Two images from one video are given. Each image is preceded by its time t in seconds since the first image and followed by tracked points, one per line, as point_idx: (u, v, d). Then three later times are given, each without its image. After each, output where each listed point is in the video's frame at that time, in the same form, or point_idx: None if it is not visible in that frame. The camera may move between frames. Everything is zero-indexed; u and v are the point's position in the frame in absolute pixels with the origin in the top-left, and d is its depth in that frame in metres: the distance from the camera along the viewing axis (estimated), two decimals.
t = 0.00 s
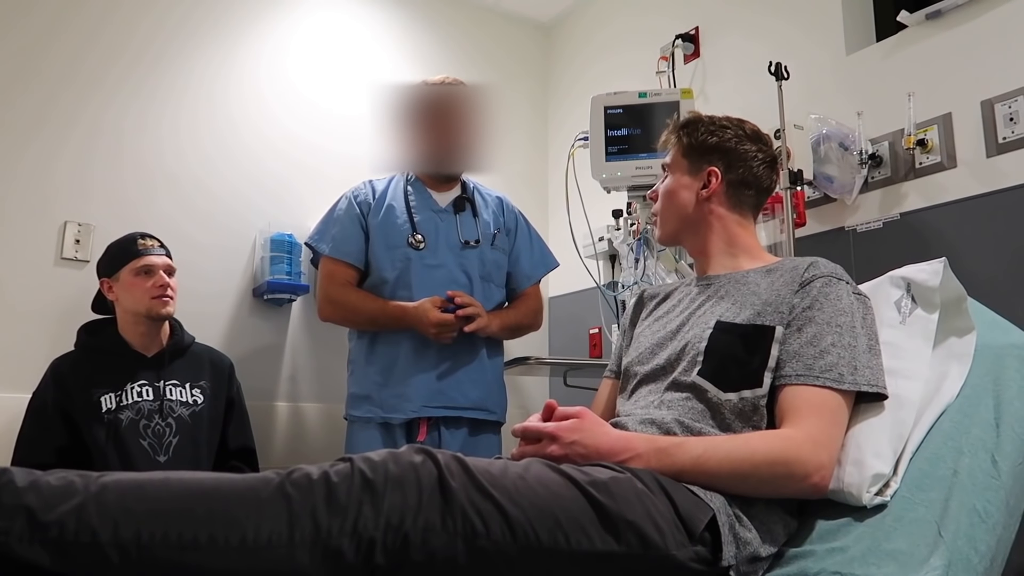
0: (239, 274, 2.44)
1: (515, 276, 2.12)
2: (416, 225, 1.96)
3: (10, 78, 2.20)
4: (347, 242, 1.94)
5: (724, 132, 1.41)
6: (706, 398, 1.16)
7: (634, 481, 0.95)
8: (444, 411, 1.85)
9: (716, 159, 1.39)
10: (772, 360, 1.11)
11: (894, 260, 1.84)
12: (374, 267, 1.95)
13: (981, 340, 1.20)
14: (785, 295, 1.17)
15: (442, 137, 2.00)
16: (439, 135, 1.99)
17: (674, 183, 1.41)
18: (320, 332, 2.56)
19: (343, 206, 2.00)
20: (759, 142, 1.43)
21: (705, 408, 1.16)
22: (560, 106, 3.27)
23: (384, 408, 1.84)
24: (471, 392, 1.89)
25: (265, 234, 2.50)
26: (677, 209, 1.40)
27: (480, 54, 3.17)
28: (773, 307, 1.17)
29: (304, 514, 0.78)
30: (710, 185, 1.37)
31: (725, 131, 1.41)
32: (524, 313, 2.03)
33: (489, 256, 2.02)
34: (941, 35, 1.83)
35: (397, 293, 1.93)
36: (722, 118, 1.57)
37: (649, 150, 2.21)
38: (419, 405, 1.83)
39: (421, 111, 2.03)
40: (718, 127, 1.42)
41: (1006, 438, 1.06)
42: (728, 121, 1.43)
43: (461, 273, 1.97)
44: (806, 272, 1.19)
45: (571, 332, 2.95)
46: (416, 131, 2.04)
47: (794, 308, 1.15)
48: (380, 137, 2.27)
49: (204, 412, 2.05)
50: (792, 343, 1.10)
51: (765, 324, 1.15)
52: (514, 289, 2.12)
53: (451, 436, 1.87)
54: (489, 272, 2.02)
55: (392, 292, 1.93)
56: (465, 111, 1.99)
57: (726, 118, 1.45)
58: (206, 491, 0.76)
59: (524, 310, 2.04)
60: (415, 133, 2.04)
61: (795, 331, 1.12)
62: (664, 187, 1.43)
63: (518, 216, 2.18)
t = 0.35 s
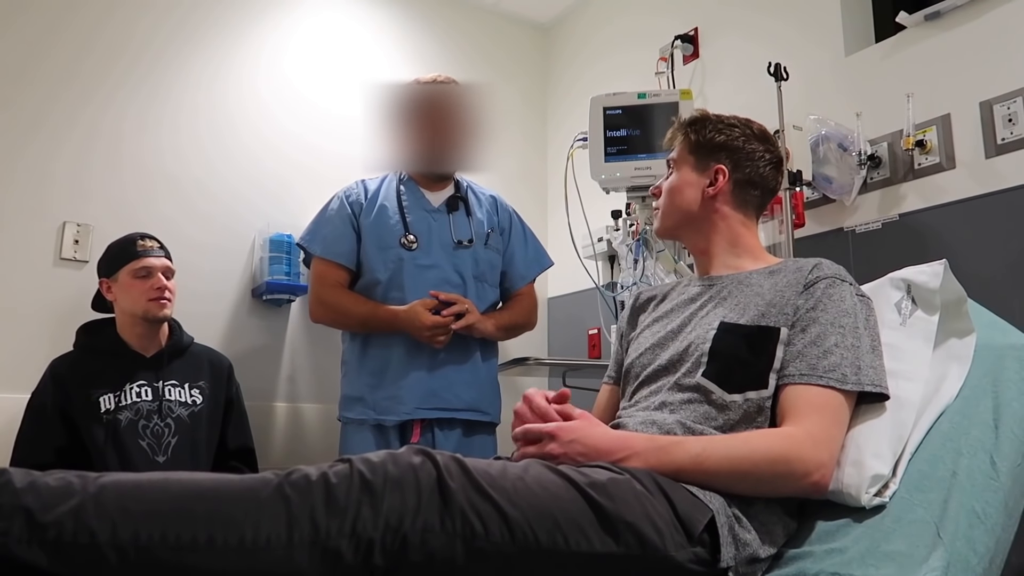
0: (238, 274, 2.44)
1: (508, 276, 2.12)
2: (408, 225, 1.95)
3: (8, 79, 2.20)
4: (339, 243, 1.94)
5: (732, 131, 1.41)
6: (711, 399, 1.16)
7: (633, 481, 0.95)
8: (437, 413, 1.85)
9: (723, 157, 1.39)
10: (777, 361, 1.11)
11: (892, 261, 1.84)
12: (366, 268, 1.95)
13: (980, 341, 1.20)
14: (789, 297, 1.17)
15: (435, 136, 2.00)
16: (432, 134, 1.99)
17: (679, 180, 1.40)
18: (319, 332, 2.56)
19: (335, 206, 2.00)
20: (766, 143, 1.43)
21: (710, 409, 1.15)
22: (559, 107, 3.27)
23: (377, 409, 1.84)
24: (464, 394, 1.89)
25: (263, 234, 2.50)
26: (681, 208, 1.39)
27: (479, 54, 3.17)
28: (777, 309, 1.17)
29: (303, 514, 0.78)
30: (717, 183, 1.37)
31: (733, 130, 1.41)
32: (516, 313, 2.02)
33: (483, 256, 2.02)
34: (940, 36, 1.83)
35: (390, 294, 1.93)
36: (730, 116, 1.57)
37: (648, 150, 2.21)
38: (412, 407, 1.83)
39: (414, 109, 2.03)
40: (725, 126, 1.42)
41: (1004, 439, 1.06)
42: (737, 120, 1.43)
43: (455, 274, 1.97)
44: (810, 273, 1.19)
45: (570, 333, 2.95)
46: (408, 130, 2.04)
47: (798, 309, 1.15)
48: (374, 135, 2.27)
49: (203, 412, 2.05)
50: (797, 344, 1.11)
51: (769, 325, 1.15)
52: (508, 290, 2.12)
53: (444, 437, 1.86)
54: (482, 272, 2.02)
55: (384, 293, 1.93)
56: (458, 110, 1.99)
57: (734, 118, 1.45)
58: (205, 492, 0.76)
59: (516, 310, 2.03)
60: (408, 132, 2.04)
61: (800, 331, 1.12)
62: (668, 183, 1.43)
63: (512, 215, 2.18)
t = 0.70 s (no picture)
0: (237, 274, 2.43)
1: (496, 275, 2.09)
2: (393, 226, 1.94)
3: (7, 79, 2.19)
4: (323, 244, 1.93)
5: (734, 134, 1.41)
6: (710, 398, 1.15)
7: (631, 481, 0.95)
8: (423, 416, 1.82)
9: (726, 160, 1.39)
10: (775, 359, 1.11)
11: (892, 261, 1.84)
12: (350, 270, 1.93)
13: (979, 341, 1.20)
14: (787, 295, 1.17)
15: (422, 133, 2.00)
16: (417, 129, 2.00)
17: (681, 182, 1.40)
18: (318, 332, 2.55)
19: (319, 205, 2.00)
20: (769, 145, 1.43)
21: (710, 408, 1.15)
22: (559, 107, 3.27)
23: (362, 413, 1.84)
24: (451, 397, 1.86)
25: (262, 234, 2.50)
26: (682, 209, 1.39)
27: (479, 54, 3.17)
28: (776, 308, 1.17)
29: (301, 514, 0.78)
30: (720, 188, 1.37)
31: (735, 133, 1.41)
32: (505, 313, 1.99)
33: (470, 256, 2.00)
34: (939, 37, 1.83)
35: (375, 296, 1.91)
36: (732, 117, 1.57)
37: (648, 151, 2.21)
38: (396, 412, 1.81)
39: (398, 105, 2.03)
40: (725, 129, 1.41)
41: (1003, 439, 1.06)
42: (738, 121, 1.43)
43: (441, 274, 1.95)
44: (808, 271, 1.19)
45: (570, 334, 2.95)
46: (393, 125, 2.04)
47: (796, 308, 1.15)
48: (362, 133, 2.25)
49: (202, 412, 2.05)
50: (795, 342, 1.11)
51: (767, 324, 1.15)
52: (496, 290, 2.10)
53: (434, 435, 1.84)
54: (469, 271, 2.00)
55: (369, 294, 1.91)
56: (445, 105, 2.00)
57: (735, 118, 1.45)
58: (203, 491, 0.76)
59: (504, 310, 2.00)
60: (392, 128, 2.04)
61: (798, 330, 1.12)
62: (669, 186, 1.42)
63: (501, 213, 2.15)
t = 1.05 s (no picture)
0: (236, 275, 2.43)
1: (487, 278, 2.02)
2: (382, 231, 1.87)
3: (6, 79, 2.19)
4: (309, 249, 1.86)
5: (737, 135, 1.41)
6: (710, 398, 1.15)
7: (629, 481, 0.95)
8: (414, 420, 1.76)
9: (729, 160, 1.39)
10: (775, 358, 1.11)
11: (891, 262, 1.84)
12: (338, 276, 1.86)
13: (978, 342, 1.20)
14: (786, 295, 1.18)
15: (416, 137, 1.90)
16: (414, 132, 1.89)
17: (682, 181, 1.40)
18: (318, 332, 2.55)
19: (307, 208, 1.92)
20: (771, 146, 1.43)
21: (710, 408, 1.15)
22: (558, 107, 3.27)
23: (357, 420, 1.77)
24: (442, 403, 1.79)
25: (262, 235, 2.50)
26: (683, 209, 1.39)
27: (478, 54, 3.17)
28: (775, 307, 1.17)
29: (300, 514, 0.78)
30: (722, 187, 1.37)
31: (738, 133, 1.41)
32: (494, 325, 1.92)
33: (461, 260, 1.93)
34: (938, 37, 1.84)
35: (363, 303, 1.84)
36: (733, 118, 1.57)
37: (647, 151, 2.21)
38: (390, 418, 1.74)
39: (393, 104, 1.91)
40: (728, 130, 1.41)
41: (1002, 440, 1.07)
42: (741, 121, 1.43)
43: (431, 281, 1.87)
44: (807, 270, 1.19)
45: (569, 334, 2.95)
46: (387, 126, 1.92)
47: (795, 307, 1.15)
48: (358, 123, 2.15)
49: (201, 412, 2.05)
50: (794, 341, 1.11)
51: (766, 324, 1.15)
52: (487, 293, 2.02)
53: (426, 435, 1.77)
54: (460, 276, 1.93)
55: (358, 300, 1.83)
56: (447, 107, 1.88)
57: (738, 119, 1.45)
58: (202, 492, 0.76)
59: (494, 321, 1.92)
60: (388, 129, 1.92)
61: (797, 329, 1.12)
62: (670, 184, 1.42)
63: (493, 212, 2.07)
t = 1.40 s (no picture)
0: (235, 275, 2.43)
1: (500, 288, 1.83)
2: (394, 233, 1.72)
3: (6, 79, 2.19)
4: (320, 241, 1.73)
5: (733, 134, 1.41)
6: (709, 401, 1.16)
7: (629, 482, 0.95)
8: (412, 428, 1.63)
9: (725, 160, 1.39)
10: (773, 360, 1.11)
11: (891, 262, 1.84)
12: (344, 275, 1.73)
13: (977, 342, 1.20)
14: (784, 296, 1.18)
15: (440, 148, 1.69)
16: (441, 142, 1.69)
17: (679, 182, 1.40)
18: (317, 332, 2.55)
19: (324, 196, 1.78)
20: (767, 146, 1.44)
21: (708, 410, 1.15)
22: (558, 107, 3.27)
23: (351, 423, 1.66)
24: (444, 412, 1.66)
25: (262, 235, 2.50)
26: (681, 209, 1.39)
27: (478, 54, 3.17)
28: (773, 309, 1.17)
29: (300, 515, 0.78)
30: (719, 187, 1.37)
31: (735, 133, 1.41)
32: (496, 362, 1.71)
33: (472, 271, 1.77)
34: (937, 38, 1.84)
35: (366, 309, 1.70)
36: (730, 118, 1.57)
37: (647, 151, 2.21)
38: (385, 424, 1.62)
39: (421, 110, 1.69)
40: (724, 130, 1.41)
41: (1002, 440, 1.07)
42: (736, 121, 1.43)
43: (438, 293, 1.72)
44: (804, 271, 1.19)
45: (569, 334, 2.95)
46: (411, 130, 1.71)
47: (793, 309, 1.15)
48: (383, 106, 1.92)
49: (201, 412, 2.05)
50: (792, 342, 1.11)
51: (765, 325, 1.16)
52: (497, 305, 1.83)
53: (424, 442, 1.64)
54: (471, 288, 1.77)
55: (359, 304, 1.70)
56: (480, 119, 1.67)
57: (734, 119, 1.46)
58: (202, 492, 0.76)
59: (494, 357, 1.71)
60: (413, 133, 1.71)
61: (794, 330, 1.12)
62: (669, 186, 1.42)
63: (515, 219, 1.89)
